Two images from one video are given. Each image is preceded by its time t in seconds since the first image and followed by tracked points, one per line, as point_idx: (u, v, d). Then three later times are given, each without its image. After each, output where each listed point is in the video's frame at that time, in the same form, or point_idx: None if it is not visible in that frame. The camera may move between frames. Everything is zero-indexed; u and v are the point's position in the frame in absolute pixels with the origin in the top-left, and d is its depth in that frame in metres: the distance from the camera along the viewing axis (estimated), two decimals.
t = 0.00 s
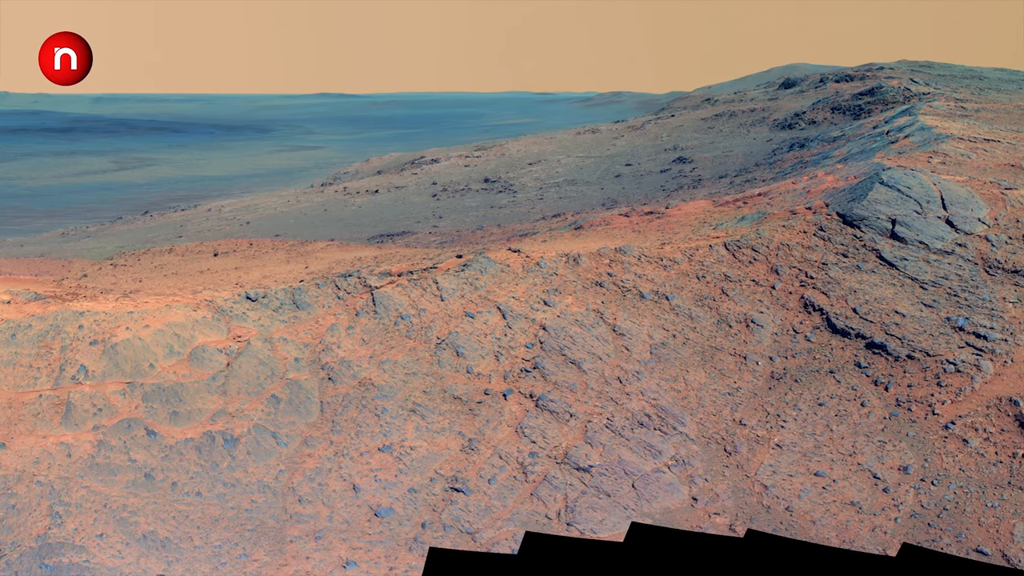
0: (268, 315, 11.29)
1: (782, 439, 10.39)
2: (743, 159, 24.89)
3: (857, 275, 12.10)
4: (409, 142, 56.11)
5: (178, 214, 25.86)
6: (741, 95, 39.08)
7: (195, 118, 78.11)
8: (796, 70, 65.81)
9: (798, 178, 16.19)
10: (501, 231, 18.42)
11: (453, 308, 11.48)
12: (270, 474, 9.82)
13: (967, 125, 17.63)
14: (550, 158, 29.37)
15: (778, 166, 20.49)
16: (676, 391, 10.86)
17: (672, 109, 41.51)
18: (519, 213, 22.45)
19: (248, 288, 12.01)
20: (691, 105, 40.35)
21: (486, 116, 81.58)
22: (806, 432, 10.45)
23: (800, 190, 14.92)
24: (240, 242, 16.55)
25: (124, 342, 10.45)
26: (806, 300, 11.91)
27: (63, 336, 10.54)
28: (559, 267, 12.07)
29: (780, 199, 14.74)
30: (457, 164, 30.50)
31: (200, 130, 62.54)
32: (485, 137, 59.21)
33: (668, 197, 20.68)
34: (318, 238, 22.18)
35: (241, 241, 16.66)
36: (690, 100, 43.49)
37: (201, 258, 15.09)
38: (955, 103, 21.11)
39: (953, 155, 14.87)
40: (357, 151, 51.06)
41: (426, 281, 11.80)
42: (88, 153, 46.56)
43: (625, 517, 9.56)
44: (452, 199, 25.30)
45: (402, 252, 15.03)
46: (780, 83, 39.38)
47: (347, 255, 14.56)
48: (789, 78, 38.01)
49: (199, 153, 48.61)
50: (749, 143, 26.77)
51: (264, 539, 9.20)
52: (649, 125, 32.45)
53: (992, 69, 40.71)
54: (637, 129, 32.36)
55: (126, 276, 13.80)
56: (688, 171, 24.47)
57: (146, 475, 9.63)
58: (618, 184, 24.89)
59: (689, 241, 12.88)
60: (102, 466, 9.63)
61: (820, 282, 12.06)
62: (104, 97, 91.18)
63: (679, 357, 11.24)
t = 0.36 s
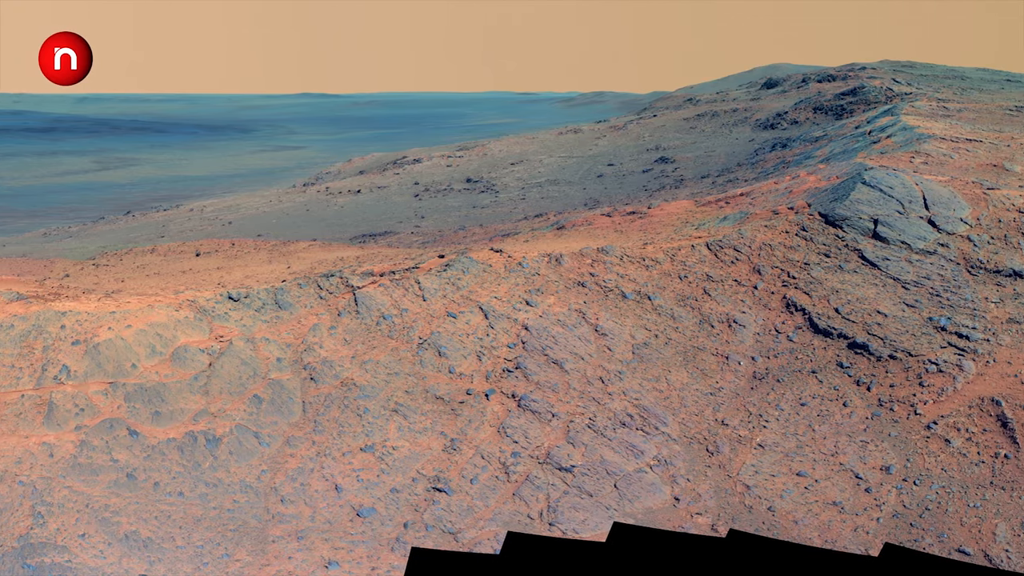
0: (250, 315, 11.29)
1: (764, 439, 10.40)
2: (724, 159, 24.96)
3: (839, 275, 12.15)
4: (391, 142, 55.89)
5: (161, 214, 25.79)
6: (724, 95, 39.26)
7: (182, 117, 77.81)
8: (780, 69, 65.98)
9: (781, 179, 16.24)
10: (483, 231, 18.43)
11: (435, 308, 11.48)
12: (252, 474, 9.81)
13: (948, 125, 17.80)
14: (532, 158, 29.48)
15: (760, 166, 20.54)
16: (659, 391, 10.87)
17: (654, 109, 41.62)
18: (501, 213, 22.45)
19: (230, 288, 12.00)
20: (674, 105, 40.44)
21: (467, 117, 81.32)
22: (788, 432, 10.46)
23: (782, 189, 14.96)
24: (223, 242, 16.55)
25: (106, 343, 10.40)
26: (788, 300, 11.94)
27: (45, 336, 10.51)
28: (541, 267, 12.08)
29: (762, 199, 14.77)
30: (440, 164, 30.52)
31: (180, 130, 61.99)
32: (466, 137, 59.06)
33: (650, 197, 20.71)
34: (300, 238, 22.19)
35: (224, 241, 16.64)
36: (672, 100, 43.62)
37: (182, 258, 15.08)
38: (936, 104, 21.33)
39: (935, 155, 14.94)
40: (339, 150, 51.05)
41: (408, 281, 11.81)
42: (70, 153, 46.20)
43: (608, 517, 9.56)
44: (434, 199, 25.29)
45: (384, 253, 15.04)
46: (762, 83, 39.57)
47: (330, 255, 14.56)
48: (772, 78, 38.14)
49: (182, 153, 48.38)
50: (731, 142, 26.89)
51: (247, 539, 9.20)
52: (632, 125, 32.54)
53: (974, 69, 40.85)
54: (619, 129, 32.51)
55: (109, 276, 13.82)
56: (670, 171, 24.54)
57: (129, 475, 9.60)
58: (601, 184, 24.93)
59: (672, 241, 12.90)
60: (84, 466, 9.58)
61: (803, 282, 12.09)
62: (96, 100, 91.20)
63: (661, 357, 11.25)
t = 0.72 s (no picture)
0: (232, 315, 11.27)
1: (746, 439, 10.40)
2: (706, 159, 24.93)
3: (821, 275, 12.20)
4: (375, 142, 55.88)
5: (143, 214, 25.78)
6: (706, 95, 39.39)
7: (169, 117, 77.63)
8: (762, 70, 66.00)
9: (763, 178, 16.32)
10: (466, 231, 18.46)
11: (417, 308, 11.49)
12: (234, 474, 9.79)
13: (932, 125, 18.11)
14: (515, 158, 29.51)
15: (742, 167, 20.61)
16: (641, 391, 10.88)
17: (637, 108, 41.77)
18: (484, 213, 22.44)
19: (212, 288, 11.99)
20: (656, 105, 40.60)
21: (452, 117, 81.10)
22: (770, 432, 10.46)
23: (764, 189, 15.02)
24: (204, 242, 16.52)
25: (88, 343, 10.37)
26: (771, 300, 11.96)
27: (27, 336, 10.42)
28: (523, 267, 12.12)
29: (743, 199, 14.83)
30: (422, 164, 30.54)
31: (161, 130, 61.87)
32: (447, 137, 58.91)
33: (633, 197, 20.75)
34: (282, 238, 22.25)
35: (206, 241, 16.60)
36: (654, 100, 43.80)
37: (164, 258, 15.05)
38: (918, 104, 21.49)
39: (918, 154, 15.07)
40: (322, 151, 51.03)
41: (390, 281, 11.82)
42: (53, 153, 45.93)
43: (590, 517, 9.55)
44: (416, 199, 25.30)
45: (366, 252, 15.04)
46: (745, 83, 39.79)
47: (312, 255, 14.57)
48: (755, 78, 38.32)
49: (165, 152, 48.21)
50: (711, 142, 27.01)
51: (229, 539, 9.18)
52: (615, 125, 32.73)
53: (955, 69, 41.00)
54: (601, 129, 32.67)
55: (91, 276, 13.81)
56: (652, 171, 24.63)
57: (111, 475, 9.58)
58: (583, 184, 24.97)
59: (654, 241, 12.93)
60: (66, 466, 9.56)
61: (785, 282, 12.12)
62: (86, 105, 90.56)
63: (643, 357, 11.26)
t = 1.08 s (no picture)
0: (214, 315, 11.27)
1: (728, 439, 10.41)
2: (687, 159, 25.07)
3: (803, 275, 12.25)
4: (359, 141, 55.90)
5: (125, 214, 25.75)
6: (688, 95, 39.46)
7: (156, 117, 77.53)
8: (745, 70, 66.12)
9: (745, 178, 16.43)
10: (448, 231, 18.52)
11: (399, 308, 11.52)
12: (215, 474, 9.75)
13: (914, 125, 18.34)
14: (497, 158, 29.56)
15: (724, 167, 20.70)
16: (623, 391, 10.90)
17: (618, 108, 41.92)
18: (466, 213, 22.44)
19: (193, 288, 12.00)
20: (636, 105, 40.78)
21: (432, 117, 80.82)
22: (752, 432, 10.47)
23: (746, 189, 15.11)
24: (186, 242, 16.50)
25: (70, 343, 10.32)
26: (752, 300, 12.02)
27: (9, 336, 10.39)
28: (505, 267, 12.17)
29: (725, 199, 14.91)
30: (404, 164, 30.56)
31: (145, 130, 61.89)
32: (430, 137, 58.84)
33: (615, 197, 20.81)
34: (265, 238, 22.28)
35: (187, 240, 16.57)
36: (636, 100, 43.96)
37: (146, 258, 15.05)
38: (900, 104, 21.67)
39: (900, 154, 15.27)
40: (303, 151, 51.01)
41: (372, 281, 11.84)
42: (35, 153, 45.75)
43: (572, 517, 9.54)
44: (398, 199, 25.31)
45: (348, 252, 15.06)
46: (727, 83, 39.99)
47: (294, 255, 14.58)
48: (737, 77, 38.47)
49: (149, 153, 48.09)
50: (694, 142, 27.15)
51: (211, 539, 9.14)
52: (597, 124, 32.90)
53: (937, 69, 41.15)
54: (583, 129, 32.81)
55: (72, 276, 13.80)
56: (634, 171, 24.71)
57: (93, 475, 9.55)
58: (564, 184, 25.02)
59: (636, 241, 13.00)
60: (48, 466, 9.54)
61: (767, 282, 12.17)
62: (72, 108, 89.99)
63: (625, 357, 11.30)
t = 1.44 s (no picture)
0: (196, 315, 11.27)
1: (710, 439, 10.41)
2: (670, 159, 25.12)
3: (785, 275, 12.29)
4: (341, 142, 55.83)
5: (107, 214, 25.77)
6: (671, 95, 39.50)
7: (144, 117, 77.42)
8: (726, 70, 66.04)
9: (727, 178, 16.49)
10: (430, 231, 18.55)
11: (381, 308, 11.53)
12: (197, 474, 9.74)
13: (895, 125, 18.37)
14: (479, 158, 29.57)
15: (706, 167, 20.74)
16: (605, 391, 10.91)
17: (599, 108, 41.98)
18: (448, 213, 22.45)
19: (175, 288, 11.99)
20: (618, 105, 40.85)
21: (415, 117, 80.80)
22: (735, 432, 10.48)
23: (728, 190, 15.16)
24: (168, 242, 16.47)
25: (53, 342, 10.33)
26: (734, 300, 12.05)
27: None
28: (487, 268, 12.17)
29: (708, 199, 14.95)
30: (386, 164, 30.59)
31: (129, 130, 61.92)
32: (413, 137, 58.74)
33: (596, 197, 20.85)
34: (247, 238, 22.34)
35: (169, 240, 16.54)
36: (618, 100, 44.02)
37: (129, 258, 15.04)
38: (883, 104, 21.75)
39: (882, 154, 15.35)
40: (285, 151, 50.97)
41: (354, 281, 11.85)
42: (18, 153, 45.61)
43: (554, 517, 9.54)
44: (380, 199, 25.31)
45: (330, 253, 15.05)
46: (709, 83, 40.10)
47: (276, 255, 14.57)
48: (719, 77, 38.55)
49: (132, 152, 47.93)
50: (677, 142, 27.21)
51: (193, 539, 9.13)
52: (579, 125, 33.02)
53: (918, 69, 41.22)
54: (566, 129, 32.88)
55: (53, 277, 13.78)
56: (617, 171, 24.73)
57: (75, 475, 9.54)
58: (546, 184, 25.05)
59: (618, 241, 13.02)
60: (30, 466, 9.53)
61: (749, 282, 12.20)
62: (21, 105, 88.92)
63: (607, 357, 11.31)
